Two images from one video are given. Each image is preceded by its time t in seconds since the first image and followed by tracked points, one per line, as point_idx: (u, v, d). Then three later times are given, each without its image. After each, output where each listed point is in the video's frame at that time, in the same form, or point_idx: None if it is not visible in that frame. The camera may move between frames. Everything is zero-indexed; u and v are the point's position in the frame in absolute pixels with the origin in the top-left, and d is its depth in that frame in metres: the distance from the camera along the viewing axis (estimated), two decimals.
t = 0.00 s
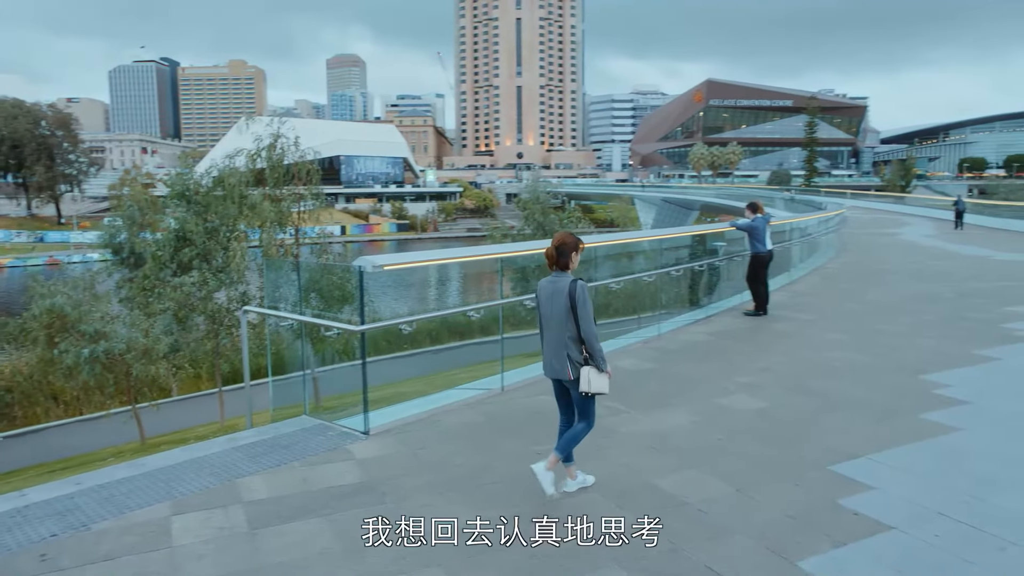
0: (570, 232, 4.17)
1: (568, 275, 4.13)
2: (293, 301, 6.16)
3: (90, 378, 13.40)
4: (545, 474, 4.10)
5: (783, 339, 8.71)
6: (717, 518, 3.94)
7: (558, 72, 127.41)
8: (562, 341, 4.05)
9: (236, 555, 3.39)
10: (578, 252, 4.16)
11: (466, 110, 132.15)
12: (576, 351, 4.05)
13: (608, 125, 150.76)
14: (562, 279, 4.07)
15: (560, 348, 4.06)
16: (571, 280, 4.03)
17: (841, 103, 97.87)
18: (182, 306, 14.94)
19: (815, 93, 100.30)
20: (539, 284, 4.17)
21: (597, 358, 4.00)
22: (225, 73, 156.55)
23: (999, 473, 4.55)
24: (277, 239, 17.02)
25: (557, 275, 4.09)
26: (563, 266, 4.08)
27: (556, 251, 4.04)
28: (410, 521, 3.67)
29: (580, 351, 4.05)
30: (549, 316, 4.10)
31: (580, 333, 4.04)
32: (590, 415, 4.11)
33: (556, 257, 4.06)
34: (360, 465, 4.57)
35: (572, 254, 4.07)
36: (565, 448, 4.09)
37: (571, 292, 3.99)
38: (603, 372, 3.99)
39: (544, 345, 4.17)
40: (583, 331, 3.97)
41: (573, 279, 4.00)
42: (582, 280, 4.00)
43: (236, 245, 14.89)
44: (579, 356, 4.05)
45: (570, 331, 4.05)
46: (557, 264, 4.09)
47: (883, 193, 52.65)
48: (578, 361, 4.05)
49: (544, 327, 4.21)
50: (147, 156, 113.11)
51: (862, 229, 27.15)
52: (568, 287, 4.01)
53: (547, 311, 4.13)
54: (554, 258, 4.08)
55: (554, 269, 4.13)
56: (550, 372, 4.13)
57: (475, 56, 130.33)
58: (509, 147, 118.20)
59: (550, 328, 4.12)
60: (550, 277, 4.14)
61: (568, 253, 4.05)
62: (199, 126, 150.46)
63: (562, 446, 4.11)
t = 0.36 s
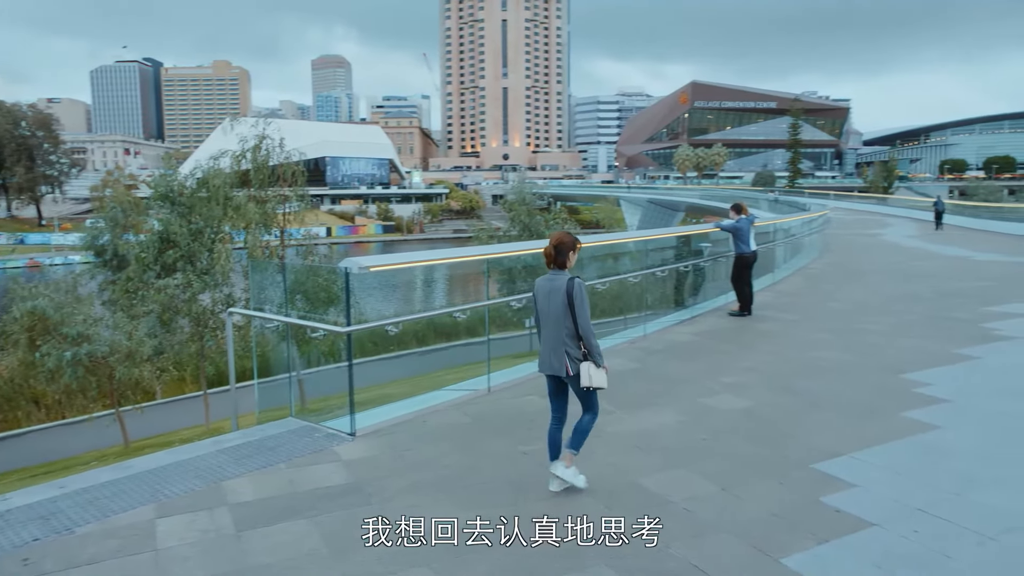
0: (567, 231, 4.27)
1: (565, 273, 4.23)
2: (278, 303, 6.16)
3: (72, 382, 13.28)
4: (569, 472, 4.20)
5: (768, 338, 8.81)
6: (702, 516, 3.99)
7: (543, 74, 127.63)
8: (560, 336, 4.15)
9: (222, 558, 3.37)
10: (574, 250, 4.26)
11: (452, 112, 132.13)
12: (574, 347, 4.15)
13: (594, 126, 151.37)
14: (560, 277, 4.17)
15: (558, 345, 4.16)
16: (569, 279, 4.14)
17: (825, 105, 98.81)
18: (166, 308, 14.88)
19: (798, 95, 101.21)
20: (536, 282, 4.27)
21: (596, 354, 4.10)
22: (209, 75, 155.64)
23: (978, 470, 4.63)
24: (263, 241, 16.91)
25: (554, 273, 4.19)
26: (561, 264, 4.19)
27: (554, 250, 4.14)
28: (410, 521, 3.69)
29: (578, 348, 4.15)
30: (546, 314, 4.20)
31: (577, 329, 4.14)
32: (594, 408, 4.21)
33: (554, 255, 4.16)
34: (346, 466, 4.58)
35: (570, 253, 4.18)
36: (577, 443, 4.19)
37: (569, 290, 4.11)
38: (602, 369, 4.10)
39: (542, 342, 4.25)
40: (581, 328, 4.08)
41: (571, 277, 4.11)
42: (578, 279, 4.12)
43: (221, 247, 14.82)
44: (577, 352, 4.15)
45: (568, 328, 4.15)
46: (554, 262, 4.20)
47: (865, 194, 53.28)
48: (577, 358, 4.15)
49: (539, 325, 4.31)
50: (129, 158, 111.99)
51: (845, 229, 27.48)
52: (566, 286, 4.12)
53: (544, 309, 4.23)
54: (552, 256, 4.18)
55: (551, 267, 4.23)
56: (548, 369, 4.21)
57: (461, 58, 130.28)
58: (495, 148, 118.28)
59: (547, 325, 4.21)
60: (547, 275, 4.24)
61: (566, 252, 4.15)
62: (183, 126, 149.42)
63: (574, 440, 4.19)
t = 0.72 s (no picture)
0: (562, 233, 4.32)
1: (562, 274, 4.30)
2: (259, 305, 6.15)
3: (49, 385, 13.13)
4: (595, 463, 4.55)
5: (748, 338, 8.92)
6: (684, 514, 4.04)
7: (525, 76, 127.81)
8: (557, 336, 4.23)
9: (205, 561, 3.37)
10: (570, 252, 4.33)
11: (434, 113, 132.02)
12: (571, 347, 4.24)
13: (576, 128, 152.00)
14: (557, 279, 4.25)
15: (555, 344, 4.24)
16: (566, 280, 4.23)
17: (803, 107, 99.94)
18: (145, 311, 14.80)
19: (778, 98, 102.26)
20: (533, 282, 4.33)
21: (592, 353, 4.22)
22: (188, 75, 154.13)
23: (953, 467, 4.71)
24: (244, 244, 16.70)
25: (551, 274, 4.26)
26: (558, 265, 4.24)
27: (552, 252, 4.19)
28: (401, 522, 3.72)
29: (574, 347, 4.26)
30: (542, 314, 4.28)
31: (574, 328, 4.23)
32: (589, 406, 4.35)
33: (552, 257, 4.21)
34: (328, 468, 4.57)
35: (566, 255, 4.24)
36: (592, 446, 4.41)
37: (566, 291, 4.19)
38: (598, 367, 4.22)
39: (538, 341, 4.32)
40: (579, 328, 4.17)
41: (569, 279, 4.19)
42: (576, 281, 4.21)
43: (201, 249, 14.69)
44: (574, 351, 4.25)
45: (565, 328, 4.24)
46: (551, 264, 4.26)
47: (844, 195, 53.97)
48: (574, 356, 4.25)
49: (534, 325, 4.38)
50: (107, 159, 110.52)
51: (823, 231, 27.85)
52: (564, 288, 4.20)
53: (541, 309, 4.30)
54: (550, 257, 4.23)
55: (548, 268, 4.29)
56: (542, 367, 4.29)
57: (443, 59, 130.21)
58: (477, 150, 118.32)
59: (544, 325, 4.28)
60: (544, 275, 4.31)
61: (563, 254, 4.21)
62: (162, 127, 147.86)
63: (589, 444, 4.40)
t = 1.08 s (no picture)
0: (562, 237, 4.40)
1: (562, 277, 4.40)
2: (243, 308, 6.14)
3: (28, 390, 13.01)
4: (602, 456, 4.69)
5: (730, 339, 9.01)
6: (666, 513, 4.08)
7: (509, 78, 127.96)
8: (558, 338, 4.33)
9: (187, 564, 3.36)
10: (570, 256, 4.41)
11: (418, 115, 131.88)
12: (571, 348, 4.33)
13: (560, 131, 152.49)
14: (557, 283, 4.35)
15: (555, 345, 4.34)
16: (567, 284, 4.33)
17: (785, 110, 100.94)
18: (127, 314, 14.74)
19: (760, 101, 103.11)
20: (534, 285, 4.44)
21: (591, 355, 4.30)
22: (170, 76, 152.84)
23: (929, 464, 4.81)
24: (228, 246, 16.01)
25: (552, 278, 4.36)
26: (559, 269, 4.34)
27: (553, 256, 4.28)
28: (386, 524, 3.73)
29: (575, 348, 4.34)
30: (543, 316, 4.37)
31: (574, 330, 4.33)
32: (588, 406, 4.45)
33: (553, 261, 4.30)
34: (312, 471, 4.58)
35: (566, 259, 4.32)
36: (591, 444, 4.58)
37: (568, 295, 4.29)
38: (597, 368, 4.30)
39: (538, 343, 4.41)
40: (579, 329, 4.27)
41: (569, 282, 4.30)
42: (577, 284, 4.30)
43: (183, 253, 14.51)
44: (574, 352, 4.34)
45: (566, 330, 4.33)
46: (553, 267, 4.35)
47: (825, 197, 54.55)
48: (574, 357, 4.34)
49: (536, 327, 4.47)
50: (87, 161, 109.28)
51: (805, 232, 28.16)
52: (565, 291, 4.30)
53: (543, 311, 4.39)
54: (551, 261, 4.33)
55: (549, 272, 4.39)
56: (543, 367, 4.38)
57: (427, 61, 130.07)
58: (461, 152, 118.38)
59: (545, 327, 4.37)
60: (545, 279, 4.41)
61: (563, 258, 4.30)
62: (143, 129, 146.44)
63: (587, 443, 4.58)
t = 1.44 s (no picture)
0: (561, 236, 4.55)
1: (562, 275, 4.55)
2: (226, 311, 6.12)
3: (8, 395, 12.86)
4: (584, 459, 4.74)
5: (712, 340, 9.09)
6: (649, 511, 4.13)
7: (493, 80, 127.97)
8: (558, 334, 4.48)
9: (171, 568, 3.35)
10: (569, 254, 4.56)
11: (402, 118, 131.66)
12: (571, 343, 4.47)
13: (544, 133, 152.82)
14: (558, 280, 4.50)
15: (555, 340, 4.49)
16: (567, 281, 4.48)
17: (767, 113, 101.79)
18: (108, 317, 14.63)
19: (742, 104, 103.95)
20: (535, 282, 4.58)
21: (590, 350, 4.43)
22: (151, 77, 151.13)
23: (908, 461, 4.89)
24: (210, 249, 15.85)
25: (552, 276, 4.51)
26: (559, 267, 4.50)
27: (552, 255, 4.44)
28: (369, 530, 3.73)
29: (574, 344, 4.49)
30: (544, 313, 4.53)
31: (574, 326, 4.47)
32: (585, 401, 4.58)
33: (553, 259, 4.46)
34: (297, 473, 4.57)
35: (565, 257, 4.48)
36: (581, 440, 4.64)
37: (568, 292, 4.44)
38: (595, 363, 4.42)
39: (538, 338, 4.58)
40: (579, 325, 4.41)
41: (569, 279, 4.45)
42: (576, 281, 4.45)
43: (164, 256, 14.39)
44: (573, 347, 4.48)
45: (566, 326, 4.49)
46: (552, 266, 4.51)
47: (806, 199, 55.15)
48: (574, 352, 4.47)
49: (537, 323, 4.62)
50: (65, 164, 107.79)
51: (787, 234, 28.41)
52: (565, 288, 4.45)
53: (543, 308, 4.55)
54: (551, 260, 4.49)
55: (549, 270, 4.54)
56: (545, 362, 4.54)
57: (410, 63, 129.82)
58: (445, 154, 118.28)
59: (546, 323, 4.54)
60: (545, 277, 4.56)
61: (562, 256, 4.45)
62: (123, 131, 144.78)
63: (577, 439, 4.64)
